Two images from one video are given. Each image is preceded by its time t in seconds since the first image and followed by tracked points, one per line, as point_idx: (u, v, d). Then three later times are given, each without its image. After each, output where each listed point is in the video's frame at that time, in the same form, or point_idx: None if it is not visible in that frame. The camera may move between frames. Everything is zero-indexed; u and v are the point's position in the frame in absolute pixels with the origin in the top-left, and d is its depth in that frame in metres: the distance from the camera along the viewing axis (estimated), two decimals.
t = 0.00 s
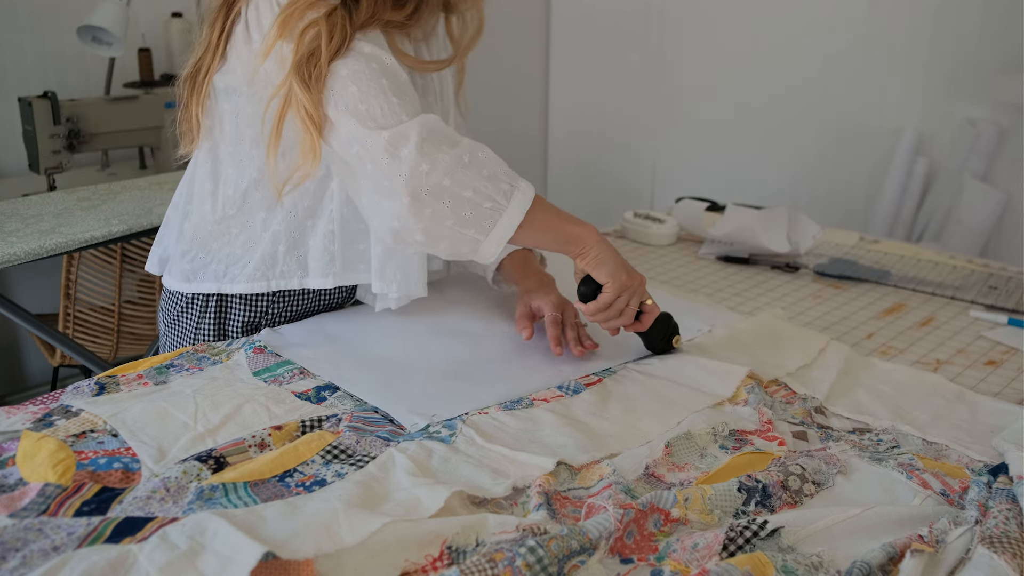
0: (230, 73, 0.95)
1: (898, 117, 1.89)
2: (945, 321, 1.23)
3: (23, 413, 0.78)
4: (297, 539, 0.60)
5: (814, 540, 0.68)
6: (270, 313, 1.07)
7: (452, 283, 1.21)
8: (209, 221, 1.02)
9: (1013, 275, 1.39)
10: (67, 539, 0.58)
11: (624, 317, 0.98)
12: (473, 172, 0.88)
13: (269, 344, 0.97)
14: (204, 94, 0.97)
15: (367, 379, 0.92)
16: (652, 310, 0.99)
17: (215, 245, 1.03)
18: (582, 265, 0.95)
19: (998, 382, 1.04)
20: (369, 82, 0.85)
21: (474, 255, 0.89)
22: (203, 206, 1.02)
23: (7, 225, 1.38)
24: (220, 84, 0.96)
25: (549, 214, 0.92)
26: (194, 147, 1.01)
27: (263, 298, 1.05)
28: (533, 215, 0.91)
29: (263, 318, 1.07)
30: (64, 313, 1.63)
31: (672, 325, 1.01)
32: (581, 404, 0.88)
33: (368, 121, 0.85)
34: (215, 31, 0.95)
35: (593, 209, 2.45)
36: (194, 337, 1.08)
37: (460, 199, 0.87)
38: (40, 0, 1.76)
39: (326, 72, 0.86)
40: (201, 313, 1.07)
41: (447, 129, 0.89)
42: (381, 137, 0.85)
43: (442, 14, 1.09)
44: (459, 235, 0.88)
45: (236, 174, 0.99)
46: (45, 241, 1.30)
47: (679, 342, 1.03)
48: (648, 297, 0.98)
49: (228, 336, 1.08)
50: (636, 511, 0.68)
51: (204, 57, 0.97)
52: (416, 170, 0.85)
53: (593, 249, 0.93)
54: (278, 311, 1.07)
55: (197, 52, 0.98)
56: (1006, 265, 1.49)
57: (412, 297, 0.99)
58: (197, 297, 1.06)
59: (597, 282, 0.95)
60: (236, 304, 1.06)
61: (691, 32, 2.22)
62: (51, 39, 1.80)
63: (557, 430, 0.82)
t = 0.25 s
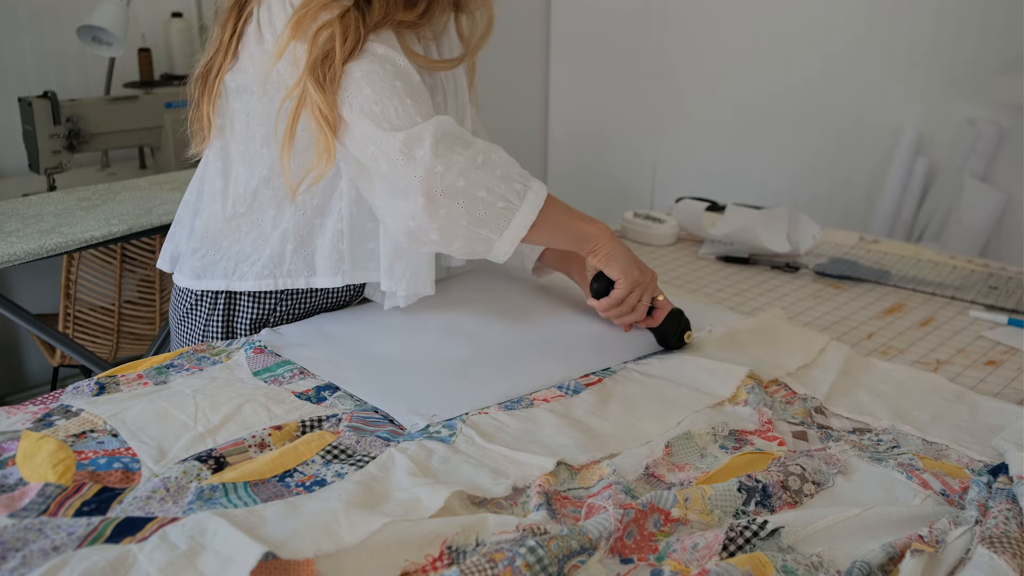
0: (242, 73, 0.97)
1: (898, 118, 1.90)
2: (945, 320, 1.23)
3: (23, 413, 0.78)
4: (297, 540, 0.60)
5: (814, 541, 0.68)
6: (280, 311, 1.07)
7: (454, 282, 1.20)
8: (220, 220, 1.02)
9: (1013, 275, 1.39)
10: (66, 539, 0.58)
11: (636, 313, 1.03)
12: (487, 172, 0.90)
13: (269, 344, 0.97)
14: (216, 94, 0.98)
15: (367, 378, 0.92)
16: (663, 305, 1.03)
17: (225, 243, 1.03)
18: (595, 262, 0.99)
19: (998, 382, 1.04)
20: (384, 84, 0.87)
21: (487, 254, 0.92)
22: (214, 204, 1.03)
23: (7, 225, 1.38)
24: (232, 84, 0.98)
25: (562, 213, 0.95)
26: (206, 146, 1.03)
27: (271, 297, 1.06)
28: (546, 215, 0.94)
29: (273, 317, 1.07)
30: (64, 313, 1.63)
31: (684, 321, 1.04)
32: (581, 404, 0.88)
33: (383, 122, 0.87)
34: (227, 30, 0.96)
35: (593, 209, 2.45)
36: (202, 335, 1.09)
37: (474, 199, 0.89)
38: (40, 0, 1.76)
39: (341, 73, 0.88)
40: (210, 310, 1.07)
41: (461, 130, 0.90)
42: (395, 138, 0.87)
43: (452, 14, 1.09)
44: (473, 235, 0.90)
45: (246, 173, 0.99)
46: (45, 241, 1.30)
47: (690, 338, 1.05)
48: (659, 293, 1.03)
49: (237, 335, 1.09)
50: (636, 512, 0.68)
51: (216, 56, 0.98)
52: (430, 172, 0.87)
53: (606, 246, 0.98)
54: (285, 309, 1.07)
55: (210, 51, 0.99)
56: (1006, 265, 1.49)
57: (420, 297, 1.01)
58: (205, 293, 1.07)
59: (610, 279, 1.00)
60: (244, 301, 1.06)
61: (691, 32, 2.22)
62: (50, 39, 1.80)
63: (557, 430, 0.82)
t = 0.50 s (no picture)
0: (254, 70, 0.96)
1: (898, 118, 1.90)
2: (945, 321, 1.23)
3: (23, 413, 0.78)
4: (297, 540, 0.60)
5: (814, 541, 0.68)
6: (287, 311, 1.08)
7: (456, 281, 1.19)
8: (230, 216, 1.03)
9: (1013, 275, 1.39)
10: (66, 539, 0.58)
11: (640, 312, 1.03)
12: (492, 169, 0.90)
13: (269, 344, 0.97)
14: (227, 91, 0.99)
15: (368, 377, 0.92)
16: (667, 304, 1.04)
17: (234, 239, 1.04)
18: (600, 260, 1.00)
19: (998, 382, 1.04)
20: (392, 82, 0.87)
21: (492, 251, 0.91)
22: (224, 200, 1.03)
23: (7, 225, 1.38)
24: (244, 81, 0.98)
25: (567, 210, 0.95)
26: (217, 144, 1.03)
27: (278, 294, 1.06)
28: (552, 213, 0.94)
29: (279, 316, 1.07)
30: (64, 313, 1.63)
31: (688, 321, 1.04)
32: (581, 404, 0.88)
33: (389, 119, 0.87)
34: (240, 29, 0.97)
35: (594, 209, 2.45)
36: (209, 332, 1.09)
37: (480, 196, 0.89)
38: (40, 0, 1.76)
39: (349, 71, 0.88)
40: (218, 306, 1.07)
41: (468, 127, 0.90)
42: (402, 135, 0.87)
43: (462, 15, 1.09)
44: (478, 231, 0.90)
45: (256, 170, 1.00)
46: (45, 241, 1.30)
47: (694, 337, 1.05)
48: (664, 293, 1.04)
49: (243, 332, 1.08)
50: (636, 512, 0.68)
51: (229, 54, 0.98)
52: (436, 168, 0.87)
53: (612, 244, 0.98)
54: (293, 306, 1.07)
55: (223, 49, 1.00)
56: (1007, 265, 1.49)
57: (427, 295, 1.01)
58: (214, 289, 1.07)
59: (615, 277, 1.01)
60: (252, 298, 1.06)
61: (691, 32, 2.22)
62: (50, 39, 1.80)
63: (557, 430, 0.82)
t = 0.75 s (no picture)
0: (256, 69, 0.96)
1: (898, 117, 1.90)
2: (945, 321, 1.23)
3: (23, 413, 0.78)
4: (297, 539, 0.60)
5: (814, 541, 0.68)
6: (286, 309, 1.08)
7: (456, 281, 1.19)
8: (231, 213, 1.03)
9: (1013, 275, 1.39)
10: (67, 539, 0.58)
11: (640, 311, 1.03)
12: (490, 168, 0.90)
13: (269, 344, 0.97)
14: (230, 90, 0.98)
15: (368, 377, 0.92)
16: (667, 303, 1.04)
17: (235, 237, 1.04)
18: (599, 259, 1.00)
19: (998, 382, 1.04)
20: (391, 81, 0.87)
21: (490, 250, 0.91)
22: (225, 198, 1.04)
23: (7, 225, 1.38)
24: (246, 80, 0.97)
25: (566, 209, 0.95)
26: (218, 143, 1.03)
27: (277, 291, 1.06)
28: (550, 212, 0.94)
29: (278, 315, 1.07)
30: (64, 313, 1.63)
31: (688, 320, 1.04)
32: (581, 404, 0.88)
33: (388, 118, 0.87)
34: (243, 28, 0.97)
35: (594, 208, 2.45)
36: (209, 330, 1.09)
37: (477, 194, 0.89)
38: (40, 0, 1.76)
39: (349, 70, 0.88)
40: (218, 303, 1.08)
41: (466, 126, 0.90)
42: (401, 133, 0.87)
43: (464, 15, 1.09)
44: (475, 230, 0.90)
45: (257, 168, 1.00)
46: (45, 241, 1.30)
47: (694, 337, 1.05)
48: (664, 292, 1.04)
49: (243, 331, 1.08)
50: (636, 512, 0.68)
51: (231, 54, 0.98)
52: (434, 167, 0.87)
53: (610, 243, 0.98)
54: (292, 304, 1.07)
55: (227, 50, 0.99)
56: (1007, 264, 1.49)
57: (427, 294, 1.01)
58: (214, 286, 1.07)
59: (615, 277, 1.01)
60: (250, 296, 1.06)
61: (691, 32, 2.22)
62: (50, 38, 1.80)
63: (557, 430, 0.82)
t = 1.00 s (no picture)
0: (258, 70, 0.96)
1: (898, 117, 1.90)
2: (945, 321, 1.23)
3: (23, 413, 0.78)
4: (297, 540, 0.60)
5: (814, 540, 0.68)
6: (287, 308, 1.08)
7: (456, 280, 1.19)
8: (234, 214, 1.03)
9: (1013, 275, 1.39)
10: (67, 539, 0.58)
11: (645, 311, 1.04)
12: (493, 171, 0.90)
13: (269, 344, 0.97)
14: (230, 91, 0.99)
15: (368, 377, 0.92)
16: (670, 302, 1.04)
17: (238, 237, 1.04)
18: (603, 260, 0.99)
19: (998, 382, 1.04)
20: (393, 84, 0.87)
21: (493, 252, 0.91)
22: (228, 199, 1.04)
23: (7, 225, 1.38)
24: (247, 81, 0.98)
25: (568, 211, 0.95)
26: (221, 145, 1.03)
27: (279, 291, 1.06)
28: (553, 214, 0.94)
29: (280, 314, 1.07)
30: (65, 313, 1.63)
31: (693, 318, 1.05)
32: (581, 404, 0.88)
33: (391, 121, 0.87)
34: (243, 29, 0.97)
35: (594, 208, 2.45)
36: (212, 330, 1.09)
37: (480, 197, 0.89)
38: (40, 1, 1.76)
39: (350, 71, 0.88)
40: (221, 304, 1.08)
41: (469, 128, 0.90)
42: (403, 136, 0.86)
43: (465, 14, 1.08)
44: (479, 232, 0.90)
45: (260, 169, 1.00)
46: (45, 241, 1.30)
47: (698, 335, 1.06)
48: (666, 291, 1.04)
49: (245, 331, 1.09)
50: (636, 512, 0.68)
51: (231, 55, 0.98)
52: (437, 169, 0.87)
53: (613, 245, 0.98)
54: (295, 304, 1.07)
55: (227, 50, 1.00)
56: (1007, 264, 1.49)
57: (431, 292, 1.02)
58: (216, 286, 1.07)
59: (618, 278, 1.01)
60: (252, 296, 1.06)
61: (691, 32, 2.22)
62: (50, 39, 1.81)
63: (557, 430, 0.82)
